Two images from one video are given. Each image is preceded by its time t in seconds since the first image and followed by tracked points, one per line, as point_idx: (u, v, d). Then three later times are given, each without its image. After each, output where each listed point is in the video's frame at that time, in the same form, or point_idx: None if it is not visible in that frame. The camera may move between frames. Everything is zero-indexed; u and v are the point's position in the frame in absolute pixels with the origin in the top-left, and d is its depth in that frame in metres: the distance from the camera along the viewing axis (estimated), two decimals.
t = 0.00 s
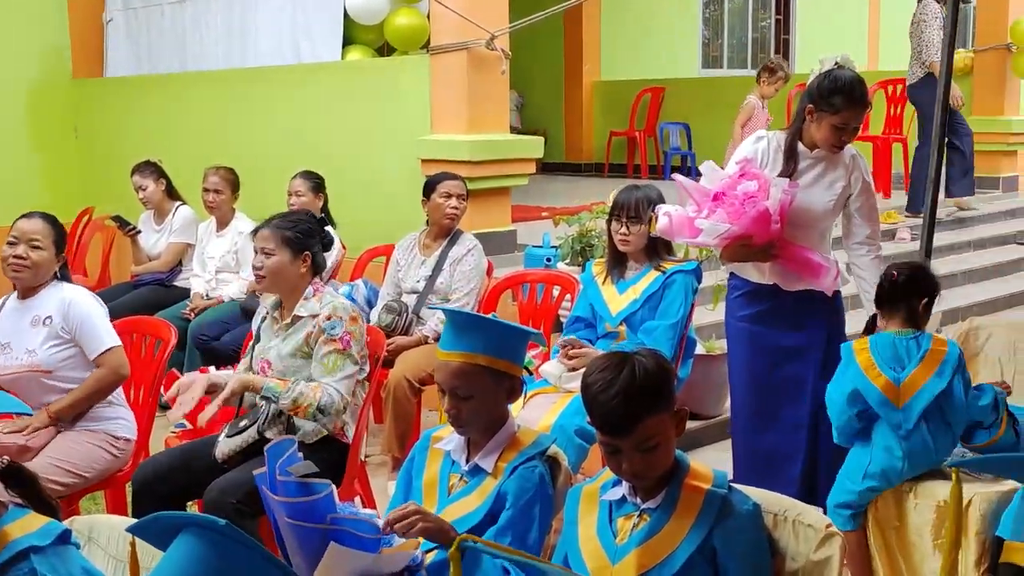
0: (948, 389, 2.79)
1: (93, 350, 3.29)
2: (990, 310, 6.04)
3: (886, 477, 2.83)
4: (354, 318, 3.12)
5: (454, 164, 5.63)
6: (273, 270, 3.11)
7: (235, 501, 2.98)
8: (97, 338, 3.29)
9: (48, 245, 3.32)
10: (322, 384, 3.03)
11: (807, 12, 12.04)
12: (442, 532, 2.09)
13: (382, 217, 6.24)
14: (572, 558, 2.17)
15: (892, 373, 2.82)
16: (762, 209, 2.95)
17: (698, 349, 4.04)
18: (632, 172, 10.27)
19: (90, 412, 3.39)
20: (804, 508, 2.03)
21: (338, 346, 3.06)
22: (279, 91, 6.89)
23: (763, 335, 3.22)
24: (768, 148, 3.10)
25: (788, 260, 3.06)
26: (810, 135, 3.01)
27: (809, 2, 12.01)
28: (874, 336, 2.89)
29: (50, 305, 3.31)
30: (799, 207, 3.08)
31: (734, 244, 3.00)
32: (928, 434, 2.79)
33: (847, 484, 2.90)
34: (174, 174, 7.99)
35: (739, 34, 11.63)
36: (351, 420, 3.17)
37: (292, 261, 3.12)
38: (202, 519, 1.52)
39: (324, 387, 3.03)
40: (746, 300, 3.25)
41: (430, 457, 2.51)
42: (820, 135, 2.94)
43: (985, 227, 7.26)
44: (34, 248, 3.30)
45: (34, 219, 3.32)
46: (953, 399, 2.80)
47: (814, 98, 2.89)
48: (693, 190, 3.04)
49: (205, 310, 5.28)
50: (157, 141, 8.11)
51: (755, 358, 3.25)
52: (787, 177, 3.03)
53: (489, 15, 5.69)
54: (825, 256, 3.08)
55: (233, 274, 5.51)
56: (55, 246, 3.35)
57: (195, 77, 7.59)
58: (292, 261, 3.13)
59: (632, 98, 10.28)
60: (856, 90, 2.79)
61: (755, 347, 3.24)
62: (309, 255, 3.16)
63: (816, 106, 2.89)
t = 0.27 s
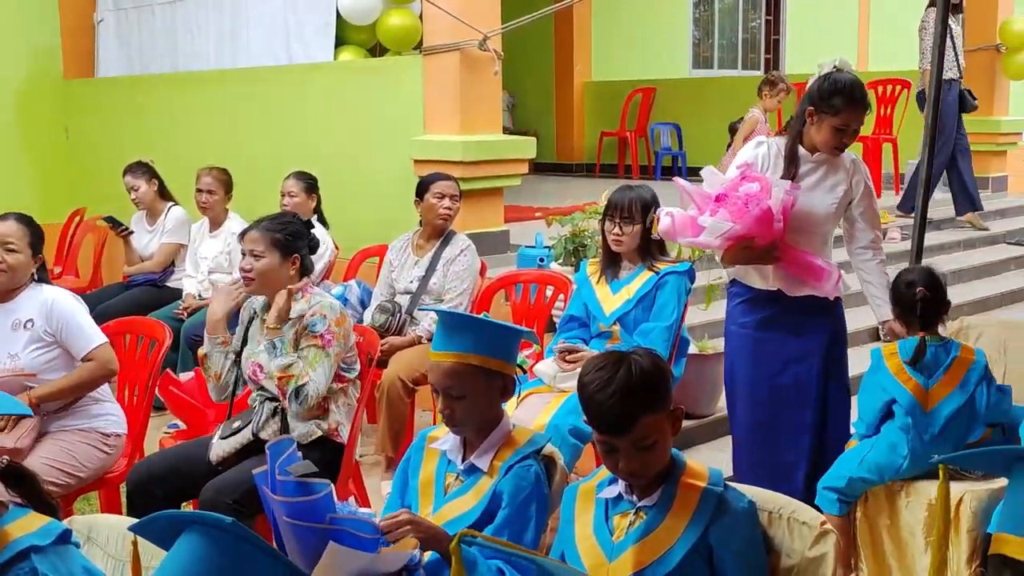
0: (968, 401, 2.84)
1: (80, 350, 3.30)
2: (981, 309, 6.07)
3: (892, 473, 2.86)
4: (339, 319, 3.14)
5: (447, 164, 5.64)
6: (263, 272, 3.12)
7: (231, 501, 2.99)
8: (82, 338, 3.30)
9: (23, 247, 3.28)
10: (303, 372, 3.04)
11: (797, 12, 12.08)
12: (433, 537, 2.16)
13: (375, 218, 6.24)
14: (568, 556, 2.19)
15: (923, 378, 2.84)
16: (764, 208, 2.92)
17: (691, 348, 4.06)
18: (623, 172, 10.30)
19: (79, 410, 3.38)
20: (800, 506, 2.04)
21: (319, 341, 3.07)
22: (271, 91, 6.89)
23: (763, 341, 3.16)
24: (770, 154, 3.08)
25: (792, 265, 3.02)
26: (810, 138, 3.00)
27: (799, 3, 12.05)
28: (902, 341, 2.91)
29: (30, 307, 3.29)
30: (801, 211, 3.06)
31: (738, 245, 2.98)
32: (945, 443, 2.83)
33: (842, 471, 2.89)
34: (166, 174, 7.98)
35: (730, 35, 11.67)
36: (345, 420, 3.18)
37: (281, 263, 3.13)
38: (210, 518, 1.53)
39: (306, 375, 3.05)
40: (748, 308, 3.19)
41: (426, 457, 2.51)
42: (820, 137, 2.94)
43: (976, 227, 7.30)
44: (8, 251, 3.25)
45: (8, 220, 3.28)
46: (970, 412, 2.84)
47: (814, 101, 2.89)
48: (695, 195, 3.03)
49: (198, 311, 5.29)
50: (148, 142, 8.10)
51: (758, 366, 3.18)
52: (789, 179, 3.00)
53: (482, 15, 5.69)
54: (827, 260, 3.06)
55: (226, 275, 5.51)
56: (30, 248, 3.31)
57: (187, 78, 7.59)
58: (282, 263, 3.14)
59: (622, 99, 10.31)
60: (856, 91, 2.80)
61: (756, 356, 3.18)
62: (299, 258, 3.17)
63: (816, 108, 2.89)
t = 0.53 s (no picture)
0: (950, 404, 3.00)
1: (45, 350, 3.27)
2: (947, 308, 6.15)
3: (870, 462, 3.01)
4: (316, 316, 3.15)
5: (419, 165, 5.64)
6: (238, 278, 3.10)
7: (203, 503, 2.98)
8: (48, 339, 3.27)
9: None
10: (297, 371, 3.04)
11: (766, 13, 12.16)
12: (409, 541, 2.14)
13: (347, 218, 6.23)
14: (545, 555, 2.19)
15: (911, 376, 2.99)
16: (761, 230, 2.94)
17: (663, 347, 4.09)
18: (594, 173, 10.34)
19: (43, 403, 3.35)
20: (773, 502, 2.07)
21: (304, 337, 3.07)
22: (241, 91, 6.85)
23: (756, 362, 3.19)
24: (761, 175, 3.10)
25: (789, 282, 3.05)
26: (802, 157, 3.02)
27: (767, 4, 12.14)
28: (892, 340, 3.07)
29: None
30: (795, 230, 3.09)
31: (736, 268, 3.00)
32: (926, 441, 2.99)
33: (821, 452, 3.06)
34: (135, 174, 7.92)
35: (700, 36, 11.73)
36: (318, 419, 3.18)
37: (254, 269, 3.12)
38: (192, 520, 1.53)
39: (299, 372, 3.04)
40: (738, 328, 3.22)
41: (402, 457, 2.52)
42: (811, 156, 2.96)
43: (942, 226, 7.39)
44: None
45: None
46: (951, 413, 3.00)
47: (807, 120, 2.91)
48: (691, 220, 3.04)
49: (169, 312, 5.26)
50: (117, 141, 8.03)
51: (750, 377, 3.21)
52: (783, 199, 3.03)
53: (455, 15, 5.69)
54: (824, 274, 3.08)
55: (197, 275, 5.48)
56: None
57: (156, 77, 7.53)
58: (256, 267, 3.13)
59: (593, 99, 10.34)
60: (849, 109, 2.83)
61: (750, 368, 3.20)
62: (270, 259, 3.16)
63: (808, 127, 2.92)
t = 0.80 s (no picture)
0: (913, 401, 3.12)
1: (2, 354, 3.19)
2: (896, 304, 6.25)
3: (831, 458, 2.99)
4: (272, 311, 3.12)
5: (374, 163, 5.61)
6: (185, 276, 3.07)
7: (157, 505, 2.94)
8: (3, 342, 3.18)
9: None
10: (267, 353, 3.02)
11: (718, 12, 12.25)
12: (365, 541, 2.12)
13: (301, 217, 6.18)
14: (500, 554, 2.20)
15: (876, 374, 3.06)
16: (734, 228, 2.87)
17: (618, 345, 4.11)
18: (549, 171, 10.37)
19: None
20: (727, 499, 2.10)
21: (265, 326, 3.05)
22: (193, 89, 6.77)
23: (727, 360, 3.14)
24: (731, 172, 3.01)
25: (759, 279, 3.00)
26: (771, 155, 2.95)
27: (719, 3, 12.23)
28: (858, 337, 3.15)
29: None
30: (765, 228, 3.02)
31: (706, 265, 2.92)
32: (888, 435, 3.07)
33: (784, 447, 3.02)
34: (85, 173, 7.80)
35: (653, 34, 11.80)
36: (274, 417, 3.16)
37: (202, 265, 3.09)
38: (150, 521, 1.51)
39: (270, 353, 3.01)
40: (706, 324, 3.17)
41: (357, 457, 2.51)
42: (780, 155, 2.90)
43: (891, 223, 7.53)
44: None
45: None
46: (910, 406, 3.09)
47: (775, 118, 2.85)
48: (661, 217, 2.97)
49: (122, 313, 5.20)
50: (66, 140, 7.90)
51: (721, 372, 3.16)
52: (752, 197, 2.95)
53: (408, 14, 5.67)
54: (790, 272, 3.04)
55: (149, 275, 5.42)
56: None
57: (106, 74, 7.42)
58: (204, 264, 3.10)
59: (548, 97, 10.36)
60: (817, 108, 2.76)
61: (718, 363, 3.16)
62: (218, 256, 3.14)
63: (777, 125, 2.85)
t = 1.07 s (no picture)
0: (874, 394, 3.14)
1: None
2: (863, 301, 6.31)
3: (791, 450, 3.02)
4: (239, 309, 3.12)
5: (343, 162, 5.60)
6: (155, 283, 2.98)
7: (125, 505, 2.92)
8: None
9: None
10: (209, 340, 3.00)
11: (687, 11, 12.30)
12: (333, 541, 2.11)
13: (270, 215, 6.16)
14: (468, 552, 2.21)
15: (836, 366, 3.12)
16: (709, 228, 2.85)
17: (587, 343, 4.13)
18: (519, 169, 10.39)
19: None
20: (693, 495, 2.12)
21: (218, 321, 3.04)
22: (161, 86, 6.72)
23: (696, 362, 3.08)
24: (700, 174, 3.02)
25: (730, 279, 2.95)
26: (738, 155, 2.95)
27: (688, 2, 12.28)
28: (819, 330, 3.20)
29: None
30: (735, 229, 3.01)
31: (681, 266, 2.88)
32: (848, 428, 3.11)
33: (752, 437, 2.99)
34: (51, 172, 7.72)
35: (623, 33, 11.84)
36: (242, 416, 3.15)
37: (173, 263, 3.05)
38: (119, 523, 1.49)
39: (209, 342, 2.99)
40: (676, 327, 3.10)
41: (325, 457, 2.51)
42: (748, 154, 2.90)
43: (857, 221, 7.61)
44: None
45: None
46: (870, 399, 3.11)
47: (744, 117, 2.85)
48: (634, 219, 2.95)
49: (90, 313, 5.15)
50: (32, 138, 7.82)
51: (690, 379, 3.10)
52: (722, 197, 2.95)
53: (379, 13, 5.65)
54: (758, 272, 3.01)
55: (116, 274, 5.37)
56: None
57: (73, 72, 7.36)
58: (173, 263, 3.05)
59: (517, 95, 10.36)
60: (786, 106, 2.78)
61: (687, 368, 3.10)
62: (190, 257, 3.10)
63: (746, 125, 2.85)
